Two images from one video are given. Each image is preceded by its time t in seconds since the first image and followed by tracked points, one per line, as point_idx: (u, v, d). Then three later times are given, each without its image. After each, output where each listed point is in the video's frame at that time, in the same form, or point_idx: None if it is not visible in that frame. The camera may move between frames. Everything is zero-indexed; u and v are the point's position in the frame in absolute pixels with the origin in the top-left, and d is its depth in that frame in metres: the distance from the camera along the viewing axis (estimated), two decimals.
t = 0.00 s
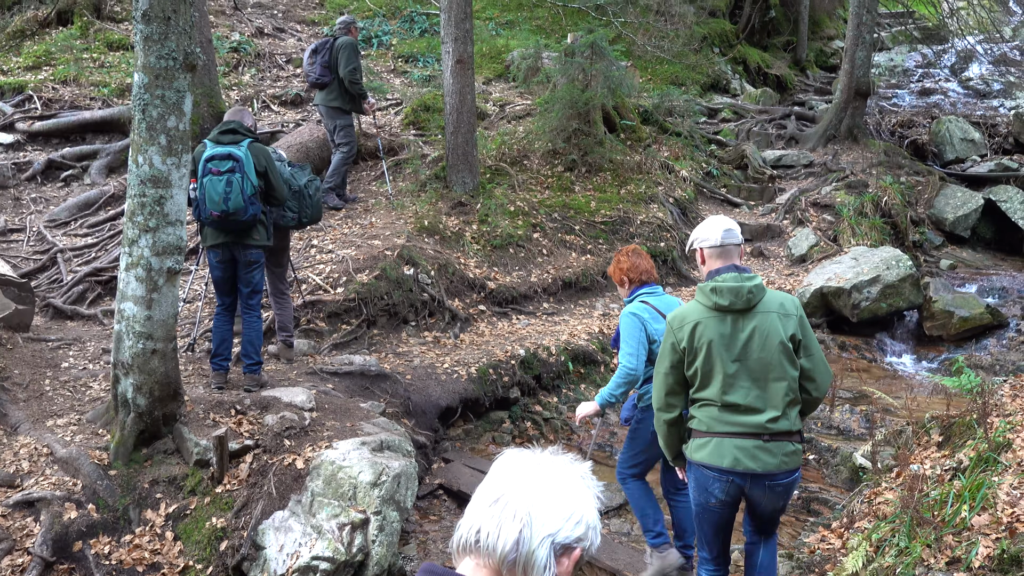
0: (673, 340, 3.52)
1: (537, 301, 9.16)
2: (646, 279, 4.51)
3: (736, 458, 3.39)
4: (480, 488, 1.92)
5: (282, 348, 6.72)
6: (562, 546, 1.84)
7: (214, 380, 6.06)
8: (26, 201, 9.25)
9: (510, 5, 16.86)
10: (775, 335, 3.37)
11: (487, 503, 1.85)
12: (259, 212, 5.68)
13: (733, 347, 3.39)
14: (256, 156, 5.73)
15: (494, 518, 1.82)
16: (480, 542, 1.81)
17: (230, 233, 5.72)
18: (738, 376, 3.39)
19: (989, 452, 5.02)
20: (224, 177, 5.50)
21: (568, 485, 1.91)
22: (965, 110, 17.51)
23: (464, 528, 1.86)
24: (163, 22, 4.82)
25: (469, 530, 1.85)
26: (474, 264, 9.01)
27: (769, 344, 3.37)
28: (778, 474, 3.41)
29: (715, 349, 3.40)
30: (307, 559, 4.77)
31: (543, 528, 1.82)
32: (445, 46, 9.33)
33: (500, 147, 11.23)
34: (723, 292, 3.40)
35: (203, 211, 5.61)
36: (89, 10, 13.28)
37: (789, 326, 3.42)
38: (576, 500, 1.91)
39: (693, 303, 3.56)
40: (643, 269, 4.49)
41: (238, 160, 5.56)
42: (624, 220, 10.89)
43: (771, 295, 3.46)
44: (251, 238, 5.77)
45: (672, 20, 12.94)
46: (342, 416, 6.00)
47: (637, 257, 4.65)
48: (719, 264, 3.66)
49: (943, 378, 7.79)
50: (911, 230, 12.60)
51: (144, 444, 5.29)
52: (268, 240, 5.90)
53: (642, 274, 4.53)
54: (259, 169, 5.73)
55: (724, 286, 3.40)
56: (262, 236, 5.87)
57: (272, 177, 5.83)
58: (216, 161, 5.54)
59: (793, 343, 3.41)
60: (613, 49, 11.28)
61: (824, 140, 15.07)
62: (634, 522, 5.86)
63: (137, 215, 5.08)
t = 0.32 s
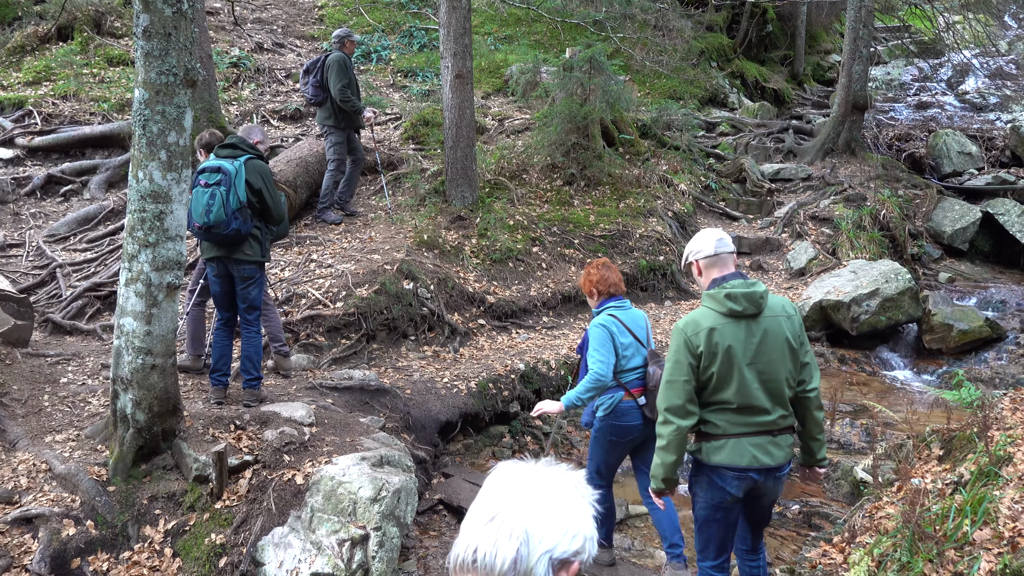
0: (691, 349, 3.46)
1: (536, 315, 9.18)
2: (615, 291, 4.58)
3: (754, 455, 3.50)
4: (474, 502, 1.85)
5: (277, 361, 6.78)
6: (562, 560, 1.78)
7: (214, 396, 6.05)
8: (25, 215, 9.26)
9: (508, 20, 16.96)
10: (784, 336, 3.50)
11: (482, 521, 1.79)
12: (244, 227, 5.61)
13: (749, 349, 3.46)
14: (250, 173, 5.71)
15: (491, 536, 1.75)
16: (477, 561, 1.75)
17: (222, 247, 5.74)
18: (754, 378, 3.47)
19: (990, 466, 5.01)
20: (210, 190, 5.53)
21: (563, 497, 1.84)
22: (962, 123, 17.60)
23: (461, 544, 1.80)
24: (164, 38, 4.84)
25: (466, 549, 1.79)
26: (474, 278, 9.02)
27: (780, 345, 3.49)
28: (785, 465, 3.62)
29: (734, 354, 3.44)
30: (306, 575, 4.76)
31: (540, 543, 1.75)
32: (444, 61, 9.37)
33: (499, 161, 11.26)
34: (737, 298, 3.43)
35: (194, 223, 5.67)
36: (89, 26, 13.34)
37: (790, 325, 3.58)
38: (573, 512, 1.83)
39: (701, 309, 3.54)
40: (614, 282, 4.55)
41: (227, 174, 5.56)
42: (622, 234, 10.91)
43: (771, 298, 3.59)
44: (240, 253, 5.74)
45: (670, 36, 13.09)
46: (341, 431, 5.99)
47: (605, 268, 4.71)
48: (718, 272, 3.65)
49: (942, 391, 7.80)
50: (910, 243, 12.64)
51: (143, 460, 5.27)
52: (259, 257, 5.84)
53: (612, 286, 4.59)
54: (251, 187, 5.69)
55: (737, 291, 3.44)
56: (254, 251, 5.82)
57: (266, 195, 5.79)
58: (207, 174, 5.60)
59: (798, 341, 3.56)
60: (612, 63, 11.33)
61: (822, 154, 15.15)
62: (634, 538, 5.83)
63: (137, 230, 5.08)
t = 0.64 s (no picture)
0: (721, 348, 3.43)
1: (541, 326, 9.18)
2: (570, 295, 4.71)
3: (769, 453, 3.58)
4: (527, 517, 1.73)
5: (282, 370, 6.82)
6: None
7: (219, 405, 6.06)
8: (32, 224, 9.30)
9: (513, 31, 17.04)
10: (794, 336, 3.61)
11: (542, 538, 1.68)
12: (229, 232, 5.57)
13: (768, 348, 3.52)
14: (239, 181, 5.71)
15: (552, 554, 1.65)
16: None
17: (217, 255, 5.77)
18: (772, 377, 3.54)
19: (997, 478, 4.98)
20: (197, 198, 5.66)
21: (619, 514, 1.72)
22: (967, 135, 17.62)
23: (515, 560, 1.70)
24: (171, 49, 4.87)
25: (523, 565, 1.68)
26: (479, 288, 9.04)
27: (791, 344, 3.58)
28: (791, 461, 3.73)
29: (757, 354, 3.47)
30: None
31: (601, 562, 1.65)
32: (450, 72, 9.41)
33: (504, 171, 11.27)
34: (757, 297, 3.48)
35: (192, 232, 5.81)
36: (97, 36, 13.43)
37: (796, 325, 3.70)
38: (631, 531, 1.72)
39: (722, 309, 3.54)
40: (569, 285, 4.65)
41: (213, 181, 5.66)
42: (628, 244, 10.93)
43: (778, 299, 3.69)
44: (231, 260, 5.69)
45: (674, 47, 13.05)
46: (346, 441, 5.98)
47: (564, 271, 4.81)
48: (729, 277, 3.67)
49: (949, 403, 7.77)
50: (915, 254, 12.62)
51: (148, 469, 5.27)
52: (249, 266, 5.74)
53: (569, 289, 4.72)
54: (239, 194, 5.68)
55: (757, 291, 3.49)
56: (246, 259, 5.73)
57: (255, 203, 5.76)
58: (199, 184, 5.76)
59: (805, 341, 3.69)
60: (617, 74, 11.36)
61: (827, 165, 15.18)
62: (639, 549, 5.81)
63: (144, 239, 5.10)
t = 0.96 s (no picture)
0: (711, 358, 3.47)
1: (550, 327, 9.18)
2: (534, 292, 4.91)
3: (772, 451, 3.59)
4: (565, 526, 1.91)
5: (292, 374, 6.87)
6: None
7: (228, 407, 6.09)
8: (44, 227, 9.37)
9: (522, 33, 17.07)
10: (788, 336, 3.60)
11: (582, 546, 1.84)
12: (225, 235, 5.60)
13: (761, 352, 3.53)
14: (234, 182, 5.69)
15: (592, 561, 1.82)
16: None
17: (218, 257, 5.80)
18: (768, 379, 3.55)
19: (1010, 482, 4.92)
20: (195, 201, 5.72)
21: (652, 527, 1.87)
22: (977, 136, 17.53)
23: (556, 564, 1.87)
24: (182, 52, 4.90)
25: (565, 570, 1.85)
26: (488, 290, 9.04)
27: (786, 345, 3.58)
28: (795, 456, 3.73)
29: (751, 359, 3.48)
30: None
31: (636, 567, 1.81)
32: (458, 74, 9.43)
33: (513, 173, 11.28)
34: (747, 303, 3.48)
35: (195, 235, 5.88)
36: (108, 40, 13.51)
37: (793, 326, 3.67)
38: (662, 541, 1.87)
39: (712, 318, 3.56)
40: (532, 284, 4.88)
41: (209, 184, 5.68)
42: (637, 246, 10.93)
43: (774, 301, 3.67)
44: (231, 262, 5.71)
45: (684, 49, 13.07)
46: (355, 442, 5.99)
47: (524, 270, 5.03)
48: (721, 282, 3.65)
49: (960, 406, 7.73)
50: (926, 256, 12.55)
51: (158, 470, 5.28)
52: (246, 268, 5.74)
53: (530, 287, 4.95)
54: (234, 196, 5.66)
55: (747, 298, 3.49)
56: (245, 261, 5.74)
57: (251, 202, 5.69)
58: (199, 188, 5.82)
59: (801, 340, 3.68)
60: (625, 76, 11.36)
61: (836, 167, 15.14)
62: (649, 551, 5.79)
63: (154, 242, 5.12)
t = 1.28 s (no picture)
0: (730, 360, 3.49)
1: (558, 326, 9.17)
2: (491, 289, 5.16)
3: (786, 448, 3.61)
4: (617, 545, 1.91)
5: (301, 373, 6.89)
6: None
7: (236, 405, 6.09)
8: (54, 225, 9.42)
9: (530, 32, 17.07)
10: (805, 337, 3.63)
11: (638, 567, 1.84)
12: (227, 234, 5.60)
13: (780, 353, 3.55)
14: (238, 180, 5.69)
15: None
16: None
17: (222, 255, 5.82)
18: (784, 379, 3.58)
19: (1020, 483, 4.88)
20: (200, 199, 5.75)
21: (698, 542, 1.90)
22: (988, 135, 17.42)
23: None
24: (191, 51, 4.91)
25: None
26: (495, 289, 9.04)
27: (802, 346, 3.61)
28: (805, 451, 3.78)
29: (769, 361, 3.51)
30: None
31: None
32: (467, 73, 9.43)
33: (521, 172, 11.29)
34: (768, 307, 3.49)
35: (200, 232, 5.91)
36: (118, 39, 13.57)
37: (810, 327, 3.70)
38: (712, 558, 1.89)
39: (732, 318, 3.56)
40: (490, 282, 5.12)
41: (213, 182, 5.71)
42: (645, 245, 10.91)
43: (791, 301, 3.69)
44: (233, 260, 5.72)
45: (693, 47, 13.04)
46: (362, 441, 6.00)
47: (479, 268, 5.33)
48: (739, 282, 3.65)
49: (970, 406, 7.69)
50: (936, 255, 12.49)
51: (167, 468, 5.30)
52: (248, 267, 5.72)
53: (488, 285, 5.19)
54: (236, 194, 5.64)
55: (769, 301, 3.49)
56: (247, 260, 5.72)
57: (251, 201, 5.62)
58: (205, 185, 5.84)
59: (817, 340, 3.71)
60: (634, 75, 11.34)
61: (845, 166, 15.08)
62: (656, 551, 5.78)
63: (163, 240, 5.13)
